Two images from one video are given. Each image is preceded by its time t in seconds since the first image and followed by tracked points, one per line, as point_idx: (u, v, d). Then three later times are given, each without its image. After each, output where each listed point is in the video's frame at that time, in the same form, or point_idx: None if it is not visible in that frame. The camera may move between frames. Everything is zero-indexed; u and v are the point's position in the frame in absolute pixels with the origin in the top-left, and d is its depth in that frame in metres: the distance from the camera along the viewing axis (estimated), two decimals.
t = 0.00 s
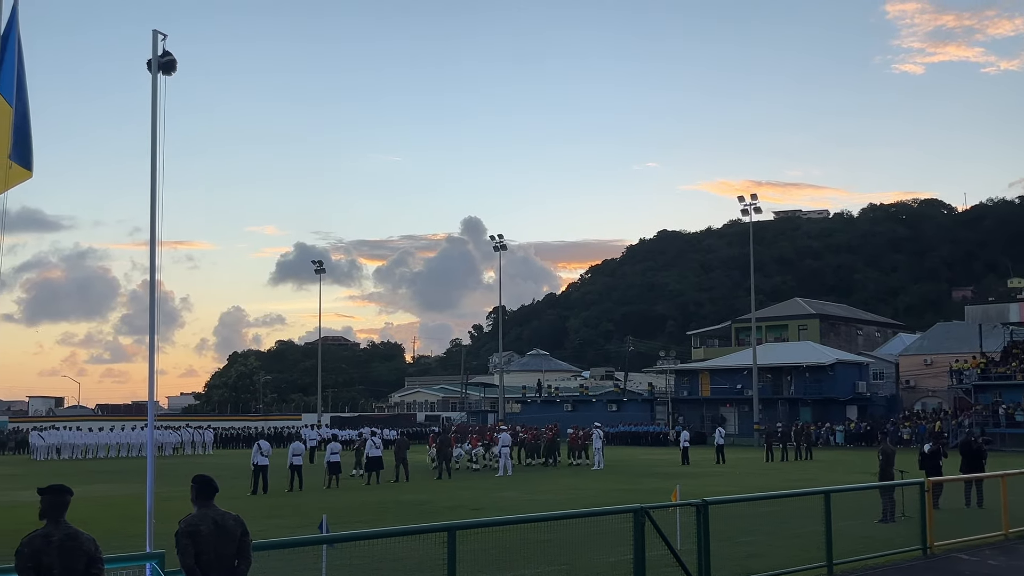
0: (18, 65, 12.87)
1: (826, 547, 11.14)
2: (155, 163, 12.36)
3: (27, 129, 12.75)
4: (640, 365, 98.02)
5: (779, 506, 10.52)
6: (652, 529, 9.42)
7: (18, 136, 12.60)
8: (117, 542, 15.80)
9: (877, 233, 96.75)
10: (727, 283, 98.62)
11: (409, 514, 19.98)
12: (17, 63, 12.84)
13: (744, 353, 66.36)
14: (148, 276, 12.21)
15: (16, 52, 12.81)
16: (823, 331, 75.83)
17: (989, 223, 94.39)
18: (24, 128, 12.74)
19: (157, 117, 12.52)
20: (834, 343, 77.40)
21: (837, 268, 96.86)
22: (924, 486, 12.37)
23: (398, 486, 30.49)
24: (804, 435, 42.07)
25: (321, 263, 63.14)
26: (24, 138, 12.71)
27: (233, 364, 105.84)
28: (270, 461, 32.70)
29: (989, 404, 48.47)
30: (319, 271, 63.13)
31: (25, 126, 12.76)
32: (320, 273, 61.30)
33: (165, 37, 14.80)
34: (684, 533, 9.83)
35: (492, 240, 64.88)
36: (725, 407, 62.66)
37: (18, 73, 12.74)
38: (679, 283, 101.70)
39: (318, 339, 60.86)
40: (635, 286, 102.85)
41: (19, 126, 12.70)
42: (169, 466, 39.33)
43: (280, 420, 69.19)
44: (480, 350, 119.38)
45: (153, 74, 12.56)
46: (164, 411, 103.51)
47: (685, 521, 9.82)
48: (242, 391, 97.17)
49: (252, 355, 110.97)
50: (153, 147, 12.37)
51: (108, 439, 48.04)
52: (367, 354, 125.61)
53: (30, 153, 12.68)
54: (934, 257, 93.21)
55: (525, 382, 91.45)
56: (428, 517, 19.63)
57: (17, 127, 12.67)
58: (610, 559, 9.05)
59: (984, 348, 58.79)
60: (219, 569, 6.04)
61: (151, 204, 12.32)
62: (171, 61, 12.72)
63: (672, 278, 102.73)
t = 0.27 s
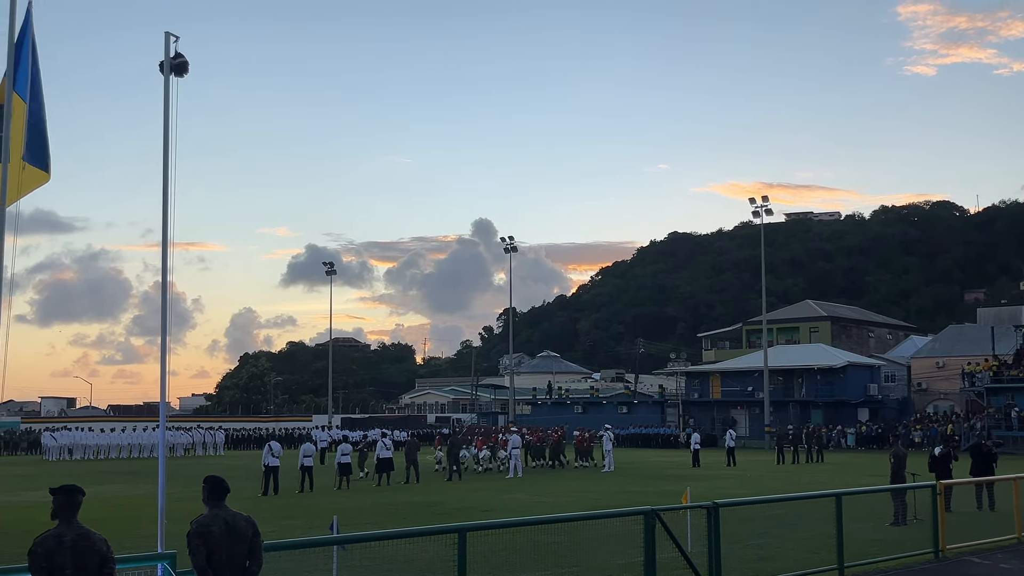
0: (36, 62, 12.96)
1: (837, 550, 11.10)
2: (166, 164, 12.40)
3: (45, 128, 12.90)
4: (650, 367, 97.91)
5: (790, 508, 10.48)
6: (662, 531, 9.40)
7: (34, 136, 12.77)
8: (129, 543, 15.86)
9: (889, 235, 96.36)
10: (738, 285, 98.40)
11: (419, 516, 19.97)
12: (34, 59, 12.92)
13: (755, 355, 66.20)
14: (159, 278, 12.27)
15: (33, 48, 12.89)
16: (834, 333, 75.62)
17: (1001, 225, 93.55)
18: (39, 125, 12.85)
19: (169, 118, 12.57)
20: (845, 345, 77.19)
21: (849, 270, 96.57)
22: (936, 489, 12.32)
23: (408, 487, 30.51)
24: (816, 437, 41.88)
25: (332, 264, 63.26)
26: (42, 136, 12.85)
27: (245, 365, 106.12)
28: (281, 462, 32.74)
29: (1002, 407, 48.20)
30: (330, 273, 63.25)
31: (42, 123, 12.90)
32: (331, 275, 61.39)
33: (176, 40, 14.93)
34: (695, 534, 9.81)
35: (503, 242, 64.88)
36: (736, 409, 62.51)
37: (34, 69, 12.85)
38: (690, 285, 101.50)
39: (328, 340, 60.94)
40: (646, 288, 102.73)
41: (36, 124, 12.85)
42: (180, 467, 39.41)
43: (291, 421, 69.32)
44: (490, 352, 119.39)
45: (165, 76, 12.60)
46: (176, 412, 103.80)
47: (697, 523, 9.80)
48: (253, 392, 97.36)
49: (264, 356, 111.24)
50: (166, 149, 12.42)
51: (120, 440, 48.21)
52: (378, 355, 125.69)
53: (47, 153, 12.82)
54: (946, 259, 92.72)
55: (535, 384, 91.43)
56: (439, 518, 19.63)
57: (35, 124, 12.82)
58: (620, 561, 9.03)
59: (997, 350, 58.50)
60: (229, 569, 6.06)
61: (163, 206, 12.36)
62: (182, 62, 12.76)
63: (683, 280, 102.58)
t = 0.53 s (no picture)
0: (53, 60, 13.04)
1: (849, 551, 11.06)
2: (179, 164, 12.43)
3: (62, 125, 12.95)
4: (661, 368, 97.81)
5: (801, 510, 10.45)
6: (673, 533, 9.40)
7: (50, 135, 12.84)
8: (141, 543, 15.91)
9: (901, 236, 96.04)
10: (750, 285, 98.21)
11: (431, 516, 19.98)
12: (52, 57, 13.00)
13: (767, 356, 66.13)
14: (172, 278, 12.31)
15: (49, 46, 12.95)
16: (846, 335, 75.39)
17: (1014, 225, 93.08)
18: (55, 123, 12.91)
19: (182, 118, 12.62)
20: (857, 346, 76.96)
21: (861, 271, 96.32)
22: (949, 491, 12.27)
23: (419, 487, 30.55)
24: (827, 439, 41.79)
25: (343, 265, 63.40)
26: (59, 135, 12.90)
27: (256, 366, 106.37)
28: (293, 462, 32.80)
29: (1015, 409, 47.94)
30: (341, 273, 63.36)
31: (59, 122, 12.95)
32: (343, 276, 61.49)
33: (189, 42, 14.94)
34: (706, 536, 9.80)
35: (514, 243, 64.87)
36: (748, 410, 62.34)
37: (49, 68, 12.90)
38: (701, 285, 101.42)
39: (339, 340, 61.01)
40: (657, 289, 102.67)
41: (53, 122, 12.92)
42: (192, 467, 39.49)
43: (302, 421, 69.48)
44: (501, 352, 119.37)
45: (178, 77, 12.65)
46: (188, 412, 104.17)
47: (708, 524, 9.77)
48: (264, 393, 97.57)
49: (275, 356, 111.54)
50: (179, 149, 12.44)
51: (133, 440, 48.39)
52: (389, 356, 125.83)
53: (66, 151, 12.88)
54: (959, 260, 92.35)
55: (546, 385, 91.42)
56: (450, 519, 19.64)
57: (52, 122, 12.89)
58: (631, 562, 9.01)
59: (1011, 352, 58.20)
60: (241, 569, 6.08)
61: (176, 207, 12.40)
62: (195, 63, 12.80)
63: (694, 281, 102.44)
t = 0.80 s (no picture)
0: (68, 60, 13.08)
1: (862, 552, 11.03)
2: (191, 165, 12.45)
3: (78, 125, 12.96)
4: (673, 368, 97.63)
5: (815, 511, 10.41)
6: (686, 533, 9.38)
7: (64, 134, 12.83)
8: (155, 542, 15.94)
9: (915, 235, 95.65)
10: (763, 285, 97.98)
11: (443, 517, 19.96)
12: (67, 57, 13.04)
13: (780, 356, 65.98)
14: (186, 278, 12.33)
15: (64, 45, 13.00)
16: (859, 335, 75.14)
17: None
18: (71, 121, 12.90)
19: (194, 119, 12.64)
20: (870, 346, 76.70)
21: (874, 271, 95.98)
22: (963, 491, 12.23)
23: (431, 487, 30.56)
24: (840, 439, 41.65)
25: (354, 265, 63.49)
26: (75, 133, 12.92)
27: (269, 366, 106.56)
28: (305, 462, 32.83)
29: None
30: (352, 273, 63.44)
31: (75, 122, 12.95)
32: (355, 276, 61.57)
33: (201, 42, 14.95)
34: (719, 537, 9.78)
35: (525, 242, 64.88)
36: (760, 410, 62.16)
37: (64, 68, 12.94)
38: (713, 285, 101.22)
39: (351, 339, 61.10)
40: (669, 289, 102.50)
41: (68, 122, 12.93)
42: (204, 467, 39.53)
43: (314, 421, 69.61)
44: (513, 352, 119.29)
45: (190, 78, 12.68)
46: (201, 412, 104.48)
47: (721, 525, 9.75)
48: (277, 393, 97.77)
49: (287, 356, 111.74)
50: (191, 150, 12.47)
51: (146, 440, 48.54)
52: (400, 356, 125.91)
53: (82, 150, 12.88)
54: (972, 259, 91.94)
55: (558, 385, 91.37)
56: (462, 518, 19.62)
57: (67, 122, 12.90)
58: (644, 563, 9.00)
59: None
60: (254, 569, 6.09)
61: (188, 208, 12.43)
62: (208, 64, 12.83)
63: (707, 280, 102.27)
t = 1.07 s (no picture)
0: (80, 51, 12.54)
1: (876, 551, 10.97)
2: (205, 167, 12.48)
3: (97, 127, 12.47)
4: (686, 368, 97.47)
5: (829, 511, 10.38)
6: (699, 533, 9.36)
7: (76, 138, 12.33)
8: (169, 542, 15.98)
9: (928, 234, 95.29)
10: (775, 285, 97.75)
11: (456, 516, 19.99)
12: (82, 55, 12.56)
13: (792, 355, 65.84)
14: (202, 278, 12.26)
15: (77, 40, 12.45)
16: (872, 334, 74.89)
17: None
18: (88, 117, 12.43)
19: (208, 120, 12.68)
20: (883, 346, 76.46)
21: (887, 270, 95.71)
22: (977, 491, 12.17)
23: (443, 486, 30.57)
24: (853, 439, 41.53)
25: (366, 265, 63.66)
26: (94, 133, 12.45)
27: (281, 366, 106.80)
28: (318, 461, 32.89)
29: None
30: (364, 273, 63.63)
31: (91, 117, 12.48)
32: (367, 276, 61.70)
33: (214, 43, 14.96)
34: (732, 537, 9.76)
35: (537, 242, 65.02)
36: (773, 410, 61.97)
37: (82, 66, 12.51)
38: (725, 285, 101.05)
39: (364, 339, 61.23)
40: (681, 288, 102.36)
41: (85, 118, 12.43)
42: (217, 467, 39.63)
43: (326, 421, 69.77)
44: (525, 352, 119.28)
45: (203, 79, 12.72)
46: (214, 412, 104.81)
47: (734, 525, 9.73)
48: (289, 393, 98.01)
49: (300, 356, 112.00)
50: (204, 151, 12.52)
51: (160, 439, 48.73)
52: (413, 356, 126.05)
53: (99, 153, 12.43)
54: (986, 258, 91.55)
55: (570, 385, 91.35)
56: (475, 518, 19.63)
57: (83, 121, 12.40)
58: (657, 562, 9.01)
59: None
60: (267, 569, 6.10)
61: (202, 210, 12.47)
62: (221, 65, 12.85)
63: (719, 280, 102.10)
